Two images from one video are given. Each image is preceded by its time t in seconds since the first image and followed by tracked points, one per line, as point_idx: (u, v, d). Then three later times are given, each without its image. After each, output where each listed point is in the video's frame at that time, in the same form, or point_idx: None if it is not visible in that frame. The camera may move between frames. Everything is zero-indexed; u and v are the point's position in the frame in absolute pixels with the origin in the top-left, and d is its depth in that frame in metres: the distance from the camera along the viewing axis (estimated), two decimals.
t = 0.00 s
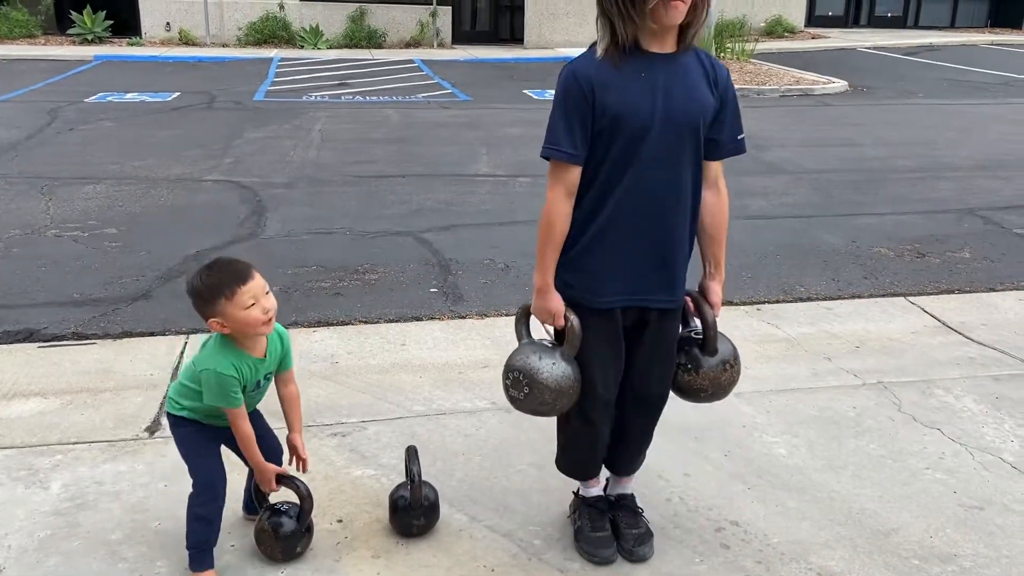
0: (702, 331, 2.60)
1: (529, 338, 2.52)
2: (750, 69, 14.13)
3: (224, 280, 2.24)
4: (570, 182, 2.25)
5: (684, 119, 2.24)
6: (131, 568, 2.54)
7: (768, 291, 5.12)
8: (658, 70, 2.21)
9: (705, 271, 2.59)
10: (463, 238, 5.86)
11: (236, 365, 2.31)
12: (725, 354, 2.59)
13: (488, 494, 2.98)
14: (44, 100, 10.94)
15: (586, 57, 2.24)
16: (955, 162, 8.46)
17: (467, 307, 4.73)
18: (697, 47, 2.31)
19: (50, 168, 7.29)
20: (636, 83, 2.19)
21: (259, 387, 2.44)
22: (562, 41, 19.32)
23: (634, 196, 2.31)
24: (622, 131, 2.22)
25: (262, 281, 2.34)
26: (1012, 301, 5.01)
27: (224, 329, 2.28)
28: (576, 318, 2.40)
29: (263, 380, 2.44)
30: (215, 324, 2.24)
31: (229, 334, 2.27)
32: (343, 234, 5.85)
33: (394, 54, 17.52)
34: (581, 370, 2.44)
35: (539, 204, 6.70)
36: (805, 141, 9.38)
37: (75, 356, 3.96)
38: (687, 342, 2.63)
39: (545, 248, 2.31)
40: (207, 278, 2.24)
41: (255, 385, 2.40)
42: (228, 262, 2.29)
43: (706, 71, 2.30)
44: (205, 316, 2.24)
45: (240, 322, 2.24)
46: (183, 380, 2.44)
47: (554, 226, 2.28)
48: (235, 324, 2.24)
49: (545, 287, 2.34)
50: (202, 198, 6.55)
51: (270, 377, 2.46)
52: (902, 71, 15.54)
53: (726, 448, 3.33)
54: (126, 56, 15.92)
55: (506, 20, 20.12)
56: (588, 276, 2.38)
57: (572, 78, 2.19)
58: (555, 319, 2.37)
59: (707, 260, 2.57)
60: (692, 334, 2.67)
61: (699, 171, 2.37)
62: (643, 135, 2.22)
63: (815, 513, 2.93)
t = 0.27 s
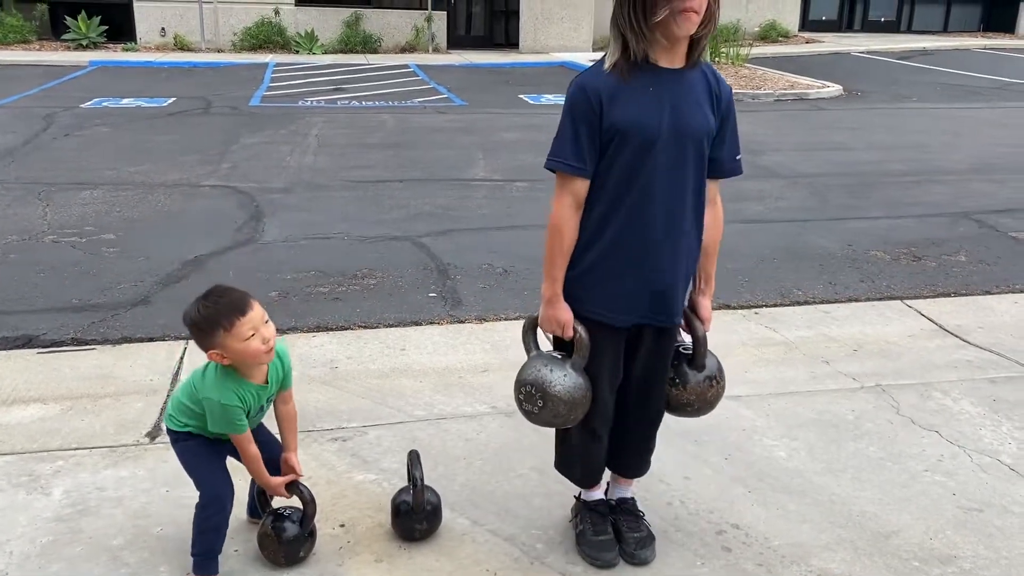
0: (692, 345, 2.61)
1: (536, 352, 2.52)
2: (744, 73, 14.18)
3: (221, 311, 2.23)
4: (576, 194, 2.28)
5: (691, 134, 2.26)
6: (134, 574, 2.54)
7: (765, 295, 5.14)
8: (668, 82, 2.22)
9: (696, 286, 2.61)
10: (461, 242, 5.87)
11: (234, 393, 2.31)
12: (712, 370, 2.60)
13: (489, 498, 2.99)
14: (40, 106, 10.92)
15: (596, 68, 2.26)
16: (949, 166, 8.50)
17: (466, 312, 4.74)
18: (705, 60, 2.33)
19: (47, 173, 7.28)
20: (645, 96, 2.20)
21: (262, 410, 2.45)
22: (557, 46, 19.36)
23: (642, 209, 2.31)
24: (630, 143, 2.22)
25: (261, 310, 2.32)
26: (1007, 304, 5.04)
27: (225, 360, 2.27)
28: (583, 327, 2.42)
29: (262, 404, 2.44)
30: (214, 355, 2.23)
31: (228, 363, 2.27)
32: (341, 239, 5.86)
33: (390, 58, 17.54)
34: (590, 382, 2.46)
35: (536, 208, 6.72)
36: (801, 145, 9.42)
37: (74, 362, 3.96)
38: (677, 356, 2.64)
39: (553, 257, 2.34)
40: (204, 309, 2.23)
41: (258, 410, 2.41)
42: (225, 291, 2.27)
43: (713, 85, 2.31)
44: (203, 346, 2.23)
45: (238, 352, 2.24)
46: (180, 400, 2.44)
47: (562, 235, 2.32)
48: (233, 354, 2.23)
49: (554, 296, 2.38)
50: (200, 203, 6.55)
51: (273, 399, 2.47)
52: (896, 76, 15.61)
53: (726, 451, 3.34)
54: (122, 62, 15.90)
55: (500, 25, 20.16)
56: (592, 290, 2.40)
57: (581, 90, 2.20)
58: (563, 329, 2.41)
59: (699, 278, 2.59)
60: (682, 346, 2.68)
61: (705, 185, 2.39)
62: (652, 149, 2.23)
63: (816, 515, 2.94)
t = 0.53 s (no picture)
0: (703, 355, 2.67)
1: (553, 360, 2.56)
2: (741, 77, 14.25)
3: (240, 331, 2.25)
4: (596, 202, 2.31)
5: (708, 143, 2.31)
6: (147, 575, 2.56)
7: (765, 298, 5.18)
8: (686, 92, 2.26)
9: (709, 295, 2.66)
10: (462, 246, 5.90)
11: (246, 412, 2.34)
12: (725, 379, 2.65)
13: (497, 500, 3.02)
14: (38, 111, 10.93)
15: (614, 78, 2.29)
16: (945, 169, 8.57)
17: (469, 315, 4.77)
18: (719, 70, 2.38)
19: (48, 178, 7.30)
20: (665, 105, 2.25)
21: (268, 425, 2.47)
22: (553, 50, 19.43)
23: (661, 217, 2.35)
24: (651, 153, 2.26)
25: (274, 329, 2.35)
26: (1005, 306, 5.09)
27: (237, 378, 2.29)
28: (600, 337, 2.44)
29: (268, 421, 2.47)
30: (227, 373, 2.26)
31: (241, 382, 2.29)
32: (343, 243, 5.89)
33: (387, 63, 17.59)
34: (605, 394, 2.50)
35: (536, 212, 6.76)
36: (797, 149, 9.48)
37: (81, 367, 3.98)
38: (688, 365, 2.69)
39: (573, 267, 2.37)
40: (223, 328, 2.25)
41: (264, 426, 2.43)
42: (241, 311, 2.30)
43: (727, 95, 2.37)
44: (219, 363, 2.25)
45: (254, 372, 2.26)
46: (185, 416, 2.45)
47: (584, 244, 2.34)
48: (249, 373, 2.26)
49: (573, 306, 2.41)
50: (201, 208, 6.57)
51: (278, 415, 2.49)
52: (891, 80, 15.71)
53: (730, 453, 3.38)
54: (119, 66, 15.92)
55: (497, 29, 20.22)
56: (612, 297, 2.43)
57: (603, 99, 2.23)
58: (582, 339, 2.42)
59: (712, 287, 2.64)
60: (694, 356, 2.73)
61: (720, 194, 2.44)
62: (671, 158, 2.28)
63: (820, 516, 2.98)
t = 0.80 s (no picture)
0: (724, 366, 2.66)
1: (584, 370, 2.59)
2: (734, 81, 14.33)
3: (268, 309, 2.31)
4: (631, 213, 2.31)
5: (745, 154, 2.31)
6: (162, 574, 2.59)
7: (763, 300, 5.24)
8: (724, 102, 2.27)
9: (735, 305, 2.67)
10: (461, 249, 5.94)
11: (269, 394, 2.36)
12: (746, 391, 2.64)
13: (505, 499, 3.05)
14: (33, 114, 10.93)
15: (651, 88, 2.29)
16: (938, 172, 8.65)
17: (471, 317, 4.81)
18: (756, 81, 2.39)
19: (45, 182, 7.31)
20: (703, 115, 2.25)
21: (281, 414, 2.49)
22: (547, 54, 19.49)
23: (697, 228, 2.35)
24: (688, 163, 2.26)
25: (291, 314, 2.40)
26: (999, 307, 5.15)
27: (261, 360, 2.32)
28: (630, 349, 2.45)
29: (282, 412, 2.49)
30: (256, 353, 2.28)
31: (267, 363, 2.32)
32: (343, 246, 5.92)
33: (381, 66, 17.61)
34: (632, 406, 2.48)
35: (535, 215, 6.80)
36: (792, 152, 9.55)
37: (87, 369, 4.00)
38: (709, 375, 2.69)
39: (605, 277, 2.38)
40: (251, 307, 2.30)
41: (280, 414, 2.45)
42: (265, 295, 2.36)
43: (763, 106, 2.38)
44: (247, 342, 2.28)
45: (282, 350, 2.30)
46: (197, 414, 2.44)
47: (617, 254, 2.34)
48: (278, 350, 2.30)
49: (604, 316, 2.42)
50: (201, 211, 6.59)
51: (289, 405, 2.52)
52: (883, 83, 15.83)
53: (732, 452, 3.42)
54: (112, 70, 15.90)
55: (490, 32, 20.26)
56: (646, 309, 2.42)
57: (641, 108, 2.23)
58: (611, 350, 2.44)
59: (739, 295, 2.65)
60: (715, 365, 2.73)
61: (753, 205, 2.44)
62: (709, 168, 2.27)
63: (822, 513, 3.03)
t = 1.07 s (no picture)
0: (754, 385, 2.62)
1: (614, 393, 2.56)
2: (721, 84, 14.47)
3: (284, 290, 2.43)
4: (659, 241, 2.25)
5: (777, 181, 2.26)
6: (167, 568, 2.65)
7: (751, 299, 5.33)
8: (759, 127, 2.21)
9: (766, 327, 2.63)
10: (454, 251, 6.02)
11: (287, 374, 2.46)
12: (771, 408, 2.61)
13: (500, 493, 3.13)
14: (23, 118, 10.93)
15: (682, 112, 2.23)
16: (922, 174, 8.79)
17: (464, 317, 4.89)
18: (791, 102, 2.34)
19: (38, 185, 7.34)
20: (736, 141, 2.19)
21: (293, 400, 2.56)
22: (536, 57, 19.60)
23: (727, 256, 2.29)
24: (720, 190, 2.20)
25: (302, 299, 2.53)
26: (981, 306, 5.27)
27: (280, 338, 2.42)
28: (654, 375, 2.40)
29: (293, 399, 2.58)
30: (279, 327, 2.38)
31: (285, 342, 2.43)
32: (337, 248, 5.98)
33: (371, 70, 17.67)
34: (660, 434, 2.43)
35: (526, 217, 6.88)
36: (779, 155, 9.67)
37: (86, 370, 4.05)
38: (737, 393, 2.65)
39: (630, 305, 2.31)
40: (268, 288, 2.42)
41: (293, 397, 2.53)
42: (281, 278, 2.48)
43: (798, 130, 2.32)
44: (268, 320, 2.39)
45: (301, 327, 2.42)
46: (209, 406, 2.48)
47: (643, 282, 2.28)
48: (298, 326, 2.41)
49: (625, 343, 2.37)
50: (195, 214, 6.64)
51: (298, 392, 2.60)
52: (868, 86, 16.02)
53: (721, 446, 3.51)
54: (102, 74, 15.89)
55: (480, 35, 20.35)
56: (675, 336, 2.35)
57: (672, 134, 2.17)
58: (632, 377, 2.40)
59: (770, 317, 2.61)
60: (742, 381, 2.70)
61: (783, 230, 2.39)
62: (741, 195, 2.22)
63: (810, 505, 3.11)
